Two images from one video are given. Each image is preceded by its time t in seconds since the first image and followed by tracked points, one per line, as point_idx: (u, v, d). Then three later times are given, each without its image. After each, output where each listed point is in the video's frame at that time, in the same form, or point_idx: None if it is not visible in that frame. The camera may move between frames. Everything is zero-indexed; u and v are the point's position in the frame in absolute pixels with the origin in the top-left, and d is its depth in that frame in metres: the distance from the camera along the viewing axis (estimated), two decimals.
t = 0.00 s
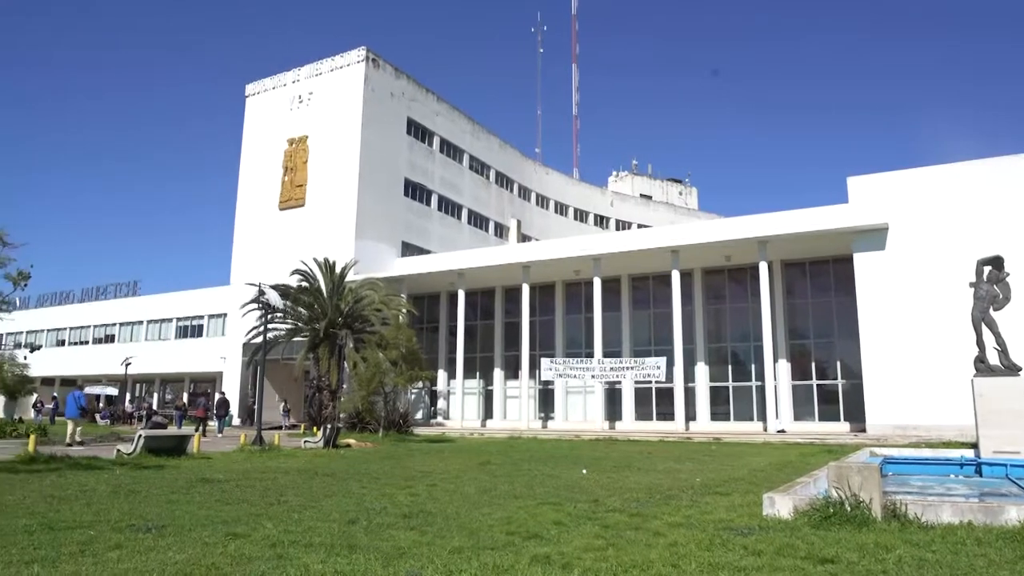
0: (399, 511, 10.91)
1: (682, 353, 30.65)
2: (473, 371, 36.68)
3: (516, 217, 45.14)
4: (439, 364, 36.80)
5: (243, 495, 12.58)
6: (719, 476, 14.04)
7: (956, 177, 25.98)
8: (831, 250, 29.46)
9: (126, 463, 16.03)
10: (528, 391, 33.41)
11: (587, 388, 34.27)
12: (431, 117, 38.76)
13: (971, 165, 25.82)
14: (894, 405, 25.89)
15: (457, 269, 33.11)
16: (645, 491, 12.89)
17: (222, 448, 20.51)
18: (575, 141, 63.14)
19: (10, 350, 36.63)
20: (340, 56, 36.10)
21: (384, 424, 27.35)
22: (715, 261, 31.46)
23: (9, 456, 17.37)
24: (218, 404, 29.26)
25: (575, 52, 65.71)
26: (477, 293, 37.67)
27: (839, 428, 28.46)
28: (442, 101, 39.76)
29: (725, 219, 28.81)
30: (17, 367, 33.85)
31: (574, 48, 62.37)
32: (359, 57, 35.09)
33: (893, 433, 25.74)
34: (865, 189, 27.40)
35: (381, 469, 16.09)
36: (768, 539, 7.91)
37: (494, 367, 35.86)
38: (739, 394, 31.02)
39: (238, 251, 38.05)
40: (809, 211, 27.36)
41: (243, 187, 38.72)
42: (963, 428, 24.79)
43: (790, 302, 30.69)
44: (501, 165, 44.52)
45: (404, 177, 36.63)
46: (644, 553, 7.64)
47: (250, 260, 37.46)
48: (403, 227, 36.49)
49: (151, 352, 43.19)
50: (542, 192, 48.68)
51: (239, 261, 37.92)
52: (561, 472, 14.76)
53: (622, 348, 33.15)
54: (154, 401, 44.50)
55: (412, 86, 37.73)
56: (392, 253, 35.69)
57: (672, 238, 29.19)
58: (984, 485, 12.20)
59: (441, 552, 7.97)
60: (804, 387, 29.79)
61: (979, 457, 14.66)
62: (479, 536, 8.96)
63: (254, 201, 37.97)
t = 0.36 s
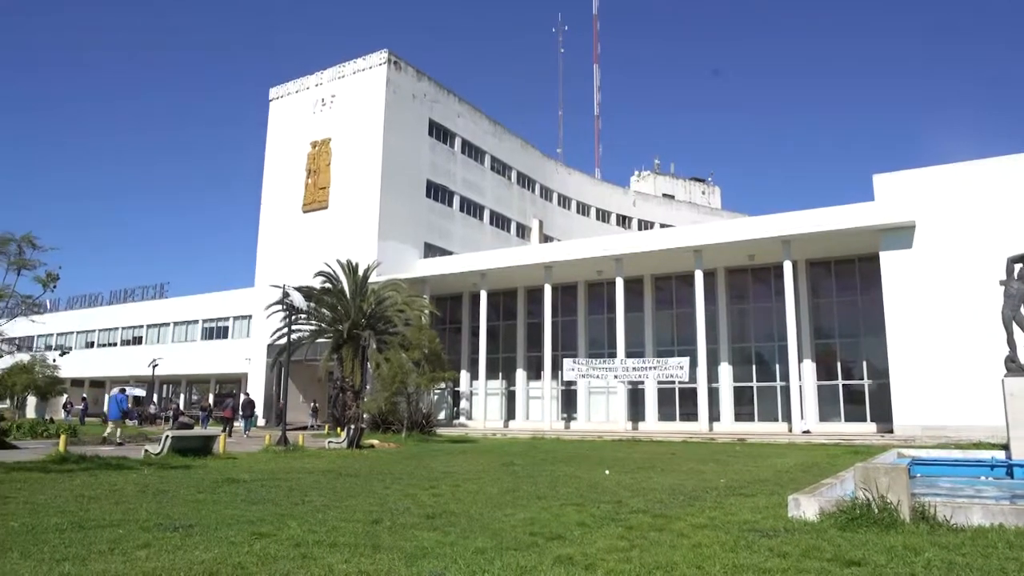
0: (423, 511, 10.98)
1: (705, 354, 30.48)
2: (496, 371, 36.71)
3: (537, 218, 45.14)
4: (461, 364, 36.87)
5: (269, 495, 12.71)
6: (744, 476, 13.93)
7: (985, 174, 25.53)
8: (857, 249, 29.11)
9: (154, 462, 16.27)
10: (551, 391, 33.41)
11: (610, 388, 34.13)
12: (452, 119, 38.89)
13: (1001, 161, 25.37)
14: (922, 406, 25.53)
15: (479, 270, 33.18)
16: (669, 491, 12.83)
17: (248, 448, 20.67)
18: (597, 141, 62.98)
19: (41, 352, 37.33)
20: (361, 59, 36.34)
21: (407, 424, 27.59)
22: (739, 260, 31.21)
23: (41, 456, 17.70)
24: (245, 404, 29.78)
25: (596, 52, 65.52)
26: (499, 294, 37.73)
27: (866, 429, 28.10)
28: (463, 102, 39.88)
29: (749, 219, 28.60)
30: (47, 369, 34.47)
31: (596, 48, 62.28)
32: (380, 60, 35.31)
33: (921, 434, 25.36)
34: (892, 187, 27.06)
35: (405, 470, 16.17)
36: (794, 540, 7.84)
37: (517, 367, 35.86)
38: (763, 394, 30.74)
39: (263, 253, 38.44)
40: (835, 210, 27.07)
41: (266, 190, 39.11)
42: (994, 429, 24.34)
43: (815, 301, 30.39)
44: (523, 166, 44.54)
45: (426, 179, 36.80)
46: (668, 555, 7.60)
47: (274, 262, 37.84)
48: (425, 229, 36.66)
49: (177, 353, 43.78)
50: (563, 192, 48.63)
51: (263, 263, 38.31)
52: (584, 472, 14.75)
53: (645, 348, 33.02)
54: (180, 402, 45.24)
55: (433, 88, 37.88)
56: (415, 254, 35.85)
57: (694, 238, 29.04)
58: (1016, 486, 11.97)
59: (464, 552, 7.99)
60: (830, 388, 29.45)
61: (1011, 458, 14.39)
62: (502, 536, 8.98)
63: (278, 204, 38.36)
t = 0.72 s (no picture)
0: (440, 511, 11.02)
1: (722, 353, 30.34)
2: (512, 372, 36.74)
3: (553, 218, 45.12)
4: (478, 365, 36.92)
5: (287, 495, 12.79)
6: (762, 477, 13.85)
7: (1007, 171, 25.18)
8: (876, 247, 28.85)
9: (173, 463, 16.44)
10: (567, 391, 33.41)
11: (626, 389, 34.03)
12: (468, 120, 38.96)
13: None
14: (943, 406, 25.23)
15: (494, 270, 33.21)
16: (685, 492, 12.78)
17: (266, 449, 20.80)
18: (613, 141, 62.88)
19: (62, 353, 37.83)
20: (377, 61, 36.49)
21: (423, 425, 27.69)
22: (757, 259, 31.02)
23: (63, 456, 17.94)
24: (262, 404, 29.81)
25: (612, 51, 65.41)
26: (515, 294, 37.75)
27: (885, 429, 27.82)
28: (479, 103, 39.93)
29: (767, 218, 28.41)
30: (68, 370, 34.93)
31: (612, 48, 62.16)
32: (396, 61, 35.44)
33: (942, 434, 25.06)
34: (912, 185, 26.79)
35: (422, 470, 16.21)
36: (814, 542, 7.79)
37: (533, 368, 35.85)
38: (781, 394, 30.54)
39: (280, 255, 38.70)
40: (854, 209, 26.83)
41: (283, 192, 39.38)
42: (1016, 429, 24.00)
43: (833, 301, 30.15)
44: (538, 166, 44.53)
45: (441, 180, 36.87)
46: (686, 556, 7.58)
47: (291, 263, 38.10)
48: (441, 230, 36.75)
49: (196, 354, 44.20)
50: (579, 193, 48.56)
51: (281, 264, 38.58)
52: (601, 473, 14.73)
53: (661, 348, 32.90)
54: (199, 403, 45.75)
55: (449, 89, 37.97)
56: (431, 255, 35.94)
57: (711, 237, 28.89)
58: None
59: (481, 553, 8.00)
60: (849, 388, 29.20)
61: None
62: (519, 536, 8.99)
63: (295, 206, 38.61)
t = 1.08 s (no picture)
0: (457, 511, 11.06)
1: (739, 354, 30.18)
2: (528, 372, 36.74)
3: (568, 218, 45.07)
4: (493, 366, 36.93)
5: (304, 496, 12.88)
6: (780, 478, 13.76)
7: None
8: (894, 246, 28.58)
9: (191, 463, 16.60)
10: (583, 392, 33.39)
11: (642, 389, 33.91)
12: (483, 121, 39.02)
13: None
14: (964, 407, 24.94)
15: (509, 270, 33.22)
16: (702, 493, 12.72)
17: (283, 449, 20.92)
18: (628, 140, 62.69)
19: (83, 355, 38.28)
20: (392, 62, 36.63)
21: (439, 425, 27.79)
22: (773, 258, 30.82)
23: (84, 456, 18.17)
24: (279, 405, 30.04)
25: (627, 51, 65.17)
26: (530, 295, 37.75)
27: (905, 430, 27.53)
28: (493, 104, 39.98)
29: (784, 217, 28.21)
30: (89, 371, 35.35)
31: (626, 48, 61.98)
32: (411, 63, 35.56)
33: (963, 435, 24.76)
34: (930, 183, 26.52)
35: (438, 471, 16.26)
36: (834, 543, 7.73)
37: (549, 368, 35.85)
38: (799, 395, 30.32)
39: (297, 256, 38.94)
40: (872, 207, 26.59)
41: (300, 194, 39.63)
42: None
43: (851, 300, 29.91)
44: (553, 167, 44.51)
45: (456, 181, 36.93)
46: (703, 557, 7.54)
47: (307, 265, 38.33)
48: (456, 230, 36.81)
49: (213, 355, 44.57)
50: (594, 193, 48.47)
51: (297, 266, 38.82)
52: (617, 474, 14.69)
53: (677, 348, 32.77)
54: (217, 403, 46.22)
55: (464, 90, 38.05)
56: (446, 256, 36.01)
57: (726, 236, 28.74)
58: None
59: (497, 553, 8.01)
60: (868, 388, 28.94)
61: None
62: (535, 537, 9.00)
63: (311, 207, 38.85)
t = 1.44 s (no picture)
0: (478, 512, 11.11)
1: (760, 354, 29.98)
2: (547, 373, 36.75)
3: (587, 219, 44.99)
4: (513, 366, 36.97)
5: (326, 496, 12.99)
6: (802, 479, 13.65)
7: None
8: (919, 244, 28.22)
9: (215, 463, 16.80)
10: (603, 393, 33.36)
11: (663, 390, 33.79)
12: (501, 122, 39.06)
13: None
14: (991, 407, 24.57)
15: (528, 271, 33.25)
16: (724, 494, 12.65)
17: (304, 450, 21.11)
18: (647, 140, 62.41)
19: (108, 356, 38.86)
20: (411, 65, 36.79)
21: (459, 425, 27.98)
22: (795, 258, 30.56)
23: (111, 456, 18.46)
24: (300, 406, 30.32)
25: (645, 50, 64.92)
26: (549, 296, 37.73)
27: (930, 430, 27.18)
28: (511, 105, 40.03)
29: (805, 217, 27.95)
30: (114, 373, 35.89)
31: (644, 48, 61.69)
32: (429, 65, 35.70)
33: (989, 436, 24.40)
34: (955, 180, 26.17)
35: (458, 471, 16.32)
36: (858, 545, 7.66)
37: (569, 369, 35.82)
38: (822, 395, 30.04)
39: (317, 258, 39.23)
40: (895, 206, 26.29)
41: (319, 196, 39.93)
42: None
43: (874, 300, 29.58)
44: (571, 167, 44.45)
45: (474, 182, 37.00)
46: (725, 559, 7.52)
47: (327, 267, 38.60)
48: (475, 232, 36.89)
49: (235, 357, 45.04)
50: (613, 193, 48.33)
51: (317, 268, 39.12)
52: (638, 475, 14.65)
53: (697, 348, 32.61)
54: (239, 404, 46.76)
55: (482, 91, 38.13)
56: (465, 257, 36.09)
57: (746, 236, 28.56)
58: None
59: (518, 554, 8.02)
60: (892, 388, 28.60)
61: None
62: (556, 537, 9.02)
63: (331, 209, 39.12)
